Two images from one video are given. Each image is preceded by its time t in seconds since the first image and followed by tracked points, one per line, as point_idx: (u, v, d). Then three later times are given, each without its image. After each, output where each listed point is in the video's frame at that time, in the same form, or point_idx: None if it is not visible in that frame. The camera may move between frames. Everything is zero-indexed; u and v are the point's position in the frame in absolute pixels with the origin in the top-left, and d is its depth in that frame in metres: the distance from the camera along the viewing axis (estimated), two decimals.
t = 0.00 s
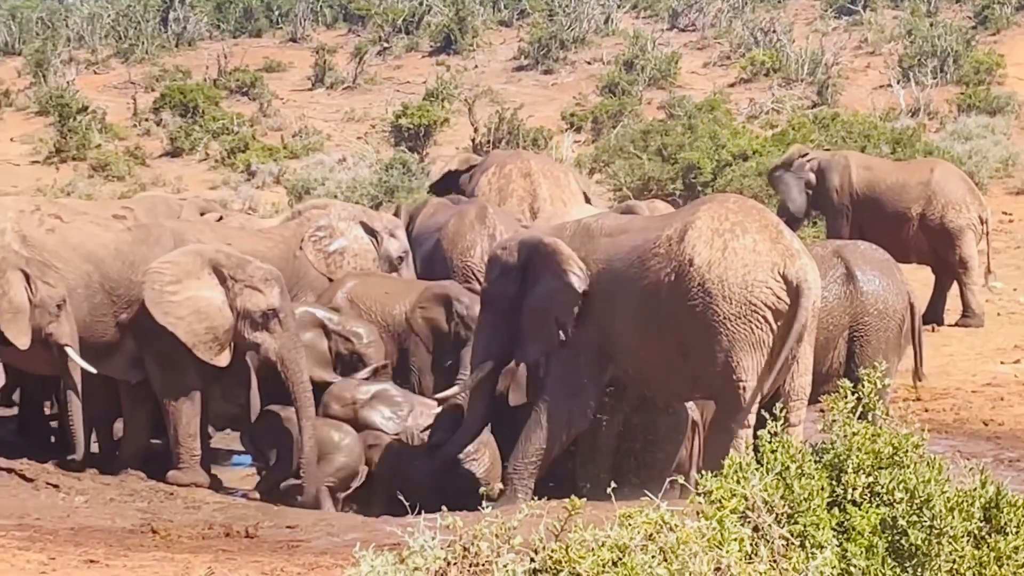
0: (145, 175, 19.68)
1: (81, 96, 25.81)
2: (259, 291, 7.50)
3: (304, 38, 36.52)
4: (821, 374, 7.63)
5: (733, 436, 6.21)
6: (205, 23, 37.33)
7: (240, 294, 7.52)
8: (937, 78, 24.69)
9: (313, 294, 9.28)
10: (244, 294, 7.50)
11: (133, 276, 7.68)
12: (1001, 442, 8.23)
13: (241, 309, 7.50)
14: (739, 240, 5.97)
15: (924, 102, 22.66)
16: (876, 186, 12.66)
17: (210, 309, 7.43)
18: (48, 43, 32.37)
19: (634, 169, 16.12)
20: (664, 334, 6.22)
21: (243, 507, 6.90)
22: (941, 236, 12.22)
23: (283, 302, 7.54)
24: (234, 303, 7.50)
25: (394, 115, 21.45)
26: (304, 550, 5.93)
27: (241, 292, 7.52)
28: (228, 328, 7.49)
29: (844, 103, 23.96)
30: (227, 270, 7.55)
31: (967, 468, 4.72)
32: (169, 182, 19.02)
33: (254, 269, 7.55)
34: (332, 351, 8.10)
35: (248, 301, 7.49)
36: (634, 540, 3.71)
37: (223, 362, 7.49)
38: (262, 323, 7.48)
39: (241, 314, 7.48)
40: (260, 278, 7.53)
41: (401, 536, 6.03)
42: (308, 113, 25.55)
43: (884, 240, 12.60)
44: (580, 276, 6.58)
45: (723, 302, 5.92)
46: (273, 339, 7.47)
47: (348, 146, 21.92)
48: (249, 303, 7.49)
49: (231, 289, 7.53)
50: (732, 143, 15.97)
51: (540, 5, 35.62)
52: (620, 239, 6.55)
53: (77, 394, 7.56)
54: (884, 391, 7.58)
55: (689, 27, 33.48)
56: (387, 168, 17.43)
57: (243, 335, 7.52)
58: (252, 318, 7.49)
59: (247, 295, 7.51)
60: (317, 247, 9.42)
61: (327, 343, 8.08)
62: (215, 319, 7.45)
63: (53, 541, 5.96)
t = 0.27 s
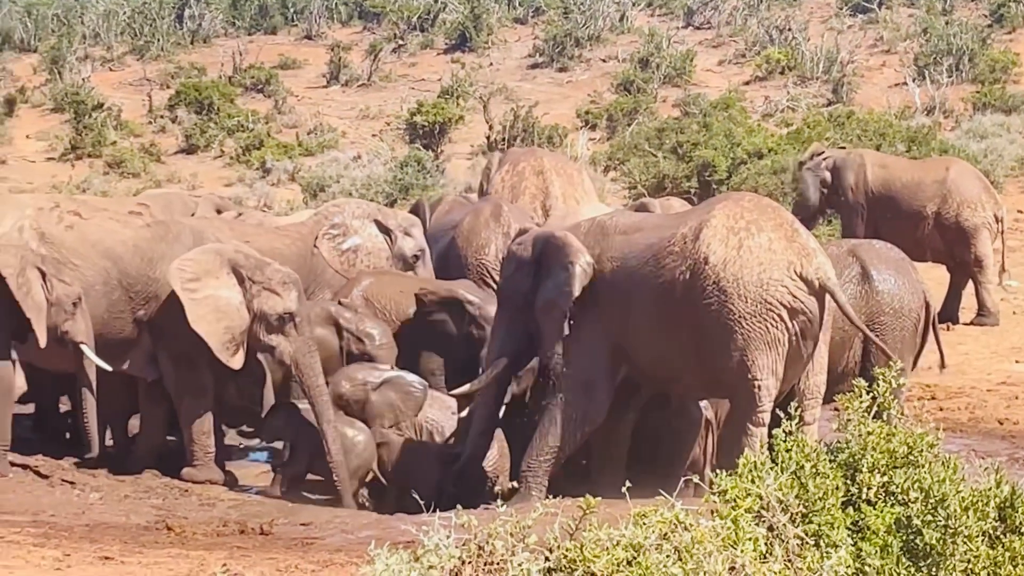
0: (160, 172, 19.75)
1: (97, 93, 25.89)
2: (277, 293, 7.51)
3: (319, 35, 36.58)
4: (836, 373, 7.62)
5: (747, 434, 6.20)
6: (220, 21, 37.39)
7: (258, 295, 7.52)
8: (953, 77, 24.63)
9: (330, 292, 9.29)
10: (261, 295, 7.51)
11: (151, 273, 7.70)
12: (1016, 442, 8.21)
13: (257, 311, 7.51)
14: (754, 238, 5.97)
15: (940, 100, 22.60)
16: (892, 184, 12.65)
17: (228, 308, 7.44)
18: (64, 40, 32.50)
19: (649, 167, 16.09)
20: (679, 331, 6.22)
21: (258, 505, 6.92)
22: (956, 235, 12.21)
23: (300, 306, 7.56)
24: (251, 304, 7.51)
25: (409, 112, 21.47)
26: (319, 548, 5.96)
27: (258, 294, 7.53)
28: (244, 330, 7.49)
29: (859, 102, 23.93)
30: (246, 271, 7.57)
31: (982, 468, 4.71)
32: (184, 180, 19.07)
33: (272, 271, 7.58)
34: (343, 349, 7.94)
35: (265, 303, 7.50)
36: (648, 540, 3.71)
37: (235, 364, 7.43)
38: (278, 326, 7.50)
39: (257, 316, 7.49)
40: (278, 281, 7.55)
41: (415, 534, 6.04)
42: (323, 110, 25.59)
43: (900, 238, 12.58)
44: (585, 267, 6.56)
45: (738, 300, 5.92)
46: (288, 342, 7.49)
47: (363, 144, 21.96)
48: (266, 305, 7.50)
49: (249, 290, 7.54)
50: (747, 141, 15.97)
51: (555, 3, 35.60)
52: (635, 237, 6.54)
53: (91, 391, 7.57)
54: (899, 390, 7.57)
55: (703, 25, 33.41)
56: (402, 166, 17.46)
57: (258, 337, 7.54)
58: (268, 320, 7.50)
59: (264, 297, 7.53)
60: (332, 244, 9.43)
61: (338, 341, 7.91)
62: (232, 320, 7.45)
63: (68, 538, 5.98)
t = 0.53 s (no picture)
0: (174, 170, 19.81)
1: (111, 91, 25.98)
2: (294, 296, 7.57)
3: (333, 33, 36.62)
4: (849, 373, 7.63)
5: (761, 433, 6.21)
6: (234, 19, 37.44)
7: (275, 298, 7.59)
8: (967, 75, 24.57)
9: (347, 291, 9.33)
10: (278, 298, 7.58)
11: (169, 271, 7.83)
12: None
13: (275, 313, 7.57)
14: (768, 237, 5.97)
15: (954, 99, 22.55)
16: (905, 183, 12.63)
17: (242, 310, 7.52)
18: (79, 38, 32.63)
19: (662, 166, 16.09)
20: (691, 331, 6.22)
21: (271, 503, 6.95)
22: (971, 234, 12.19)
23: (317, 310, 7.60)
24: (267, 307, 7.58)
25: (423, 110, 21.49)
26: (333, 546, 5.98)
27: (275, 296, 7.59)
28: (260, 332, 7.56)
29: (873, 100, 23.90)
30: (262, 273, 7.63)
31: (997, 467, 4.70)
32: (198, 177, 19.12)
33: (290, 274, 7.63)
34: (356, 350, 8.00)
35: (282, 306, 7.56)
36: (662, 538, 3.72)
37: (255, 366, 7.53)
38: (294, 329, 7.56)
39: (273, 319, 7.56)
40: (296, 284, 7.61)
41: (429, 532, 6.06)
42: (337, 108, 25.63)
43: (914, 237, 12.58)
44: (590, 272, 6.61)
45: (752, 300, 5.92)
46: (304, 345, 7.55)
47: (377, 142, 22.00)
48: (283, 308, 7.56)
49: (265, 293, 7.60)
50: (761, 140, 15.98)
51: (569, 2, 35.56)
52: (648, 236, 6.55)
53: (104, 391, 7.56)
54: (913, 389, 7.57)
55: (718, 24, 33.35)
56: (416, 164, 17.50)
57: (275, 339, 7.60)
58: (284, 323, 7.57)
59: (281, 299, 7.59)
60: (349, 242, 9.47)
61: (353, 342, 7.99)
62: (247, 322, 7.53)
63: (82, 535, 6.00)
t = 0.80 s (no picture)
0: (187, 169, 19.86)
1: (125, 90, 26.04)
2: (311, 299, 7.56)
3: (347, 32, 36.65)
4: (862, 372, 7.61)
5: (773, 433, 6.21)
6: (248, 18, 37.48)
7: (292, 300, 7.59)
8: (981, 74, 24.49)
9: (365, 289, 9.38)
10: (296, 300, 7.58)
11: (185, 270, 7.86)
12: None
13: (291, 316, 7.57)
14: (780, 236, 5.97)
15: (969, 98, 22.48)
16: (920, 183, 12.62)
17: (258, 312, 7.60)
18: (93, 37, 32.73)
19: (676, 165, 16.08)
20: (704, 330, 6.22)
21: (285, 502, 6.97)
22: (984, 234, 12.17)
23: (335, 313, 7.56)
24: (284, 309, 7.61)
25: (436, 109, 21.50)
26: (346, 545, 5.99)
27: (293, 299, 7.60)
28: (276, 333, 7.63)
29: (887, 99, 23.83)
30: (279, 273, 7.65)
31: (1011, 466, 4.69)
32: (212, 177, 19.16)
33: (308, 276, 7.63)
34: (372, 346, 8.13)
35: (299, 308, 7.56)
36: (675, 538, 3.73)
37: (276, 367, 7.65)
38: (311, 332, 7.53)
39: (290, 321, 7.56)
40: (313, 288, 7.59)
41: (442, 531, 6.07)
42: (350, 107, 25.66)
43: (928, 237, 12.56)
44: (598, 272, 6.63)
45: (765, 299, 5.92)
46: (319, 348, 7.51)
47: (390, 141, 22.01)
48: (300, 311, 7.56)
49: (282, 295, 7.62)
50: (774, 139, 15.96)
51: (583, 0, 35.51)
52: (661, 235, 6.54)
53: (116, 389, 7.64)
54: (926, 389, 7.56)
55: (731, 23, 33.26)
56: (429, 163, 17.52)
57: (292, 342, 7.59)
58: (301, 326, 7.55)
59: (299, 302, 7.58)
60: (368, 241, 9.59)
61: (368, 340, 8.13)
62: (263, 324, 7.61)
63: (96, 534, 6.02)
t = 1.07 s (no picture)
0: (199, 169, 19.91)
1: (137, 90, 26.10)
2: (325, 301, 7.62)
3: (358, 32, 36.69)
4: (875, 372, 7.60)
5: (785, 433, 6.20)
6: (259, 18, 37.53)
7: (307, 302, 7.64)
8: (993, 74, 24.43)
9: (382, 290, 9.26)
10: (310, 302, 7.63)
11: (200, 271, 7.88)
12: None
13: (306, 318, 7.62)
14: (792, 236, 5.96)
15: (980, 98, 22.43)
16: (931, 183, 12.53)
17: (272, 313, 7.61)
18: (104, 37, 32.83)
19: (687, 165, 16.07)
20: (715, 330, 6.22)
21: (296, 502, 6.98)
22: (997, 234, 12.23)
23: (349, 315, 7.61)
24: (299, 310, 7.64)
25: (448, 109, 21.51)
26: (357, 545, 6.00)
27: (307, 300, 7.65)
28: (291, 335, 7.64)
29: (899, 99, 23.80)
30: (294, 275, 7.70)
31: None
32: (223, 177, 19.20)
33: (323, 279, 7.69)
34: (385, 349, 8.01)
35: (313, 310, 7.61)
36: (687, 538, 3.73)
37: (285, 368, 7.63)
38: (324, 334, 7.59)
39: (304, 323, 7.61)
40: (328, 290, 7.65)
41: (453, 531, 6.08)
42: (362, 107, 25.68)
43: (940, 236, 12.54)
44: (614, 265, 6.61)
45: (776, 299, 5.92)
46: (334, 351, 7.58)
47: (401, 141, 22.03)
48: (314, 312, 7.61)
49: (297, 296, 7.67)
50: (786, 139, 15.95)
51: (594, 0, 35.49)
52: (672, 235, 6.55)
53: (128, 387, 7.65)
54: (938, 389, 7.54)
55: (743, 22, 33.21)
56: (441, 163, 17.54)
57: (306, 345, 7.64)
58: (315, 328, 7.61)
59: (313, 304, 7.64)
60: (384, 243, 9.43)
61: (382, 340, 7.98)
62: (277, 325, 7.61)
63: (107, 534, 6.04)
